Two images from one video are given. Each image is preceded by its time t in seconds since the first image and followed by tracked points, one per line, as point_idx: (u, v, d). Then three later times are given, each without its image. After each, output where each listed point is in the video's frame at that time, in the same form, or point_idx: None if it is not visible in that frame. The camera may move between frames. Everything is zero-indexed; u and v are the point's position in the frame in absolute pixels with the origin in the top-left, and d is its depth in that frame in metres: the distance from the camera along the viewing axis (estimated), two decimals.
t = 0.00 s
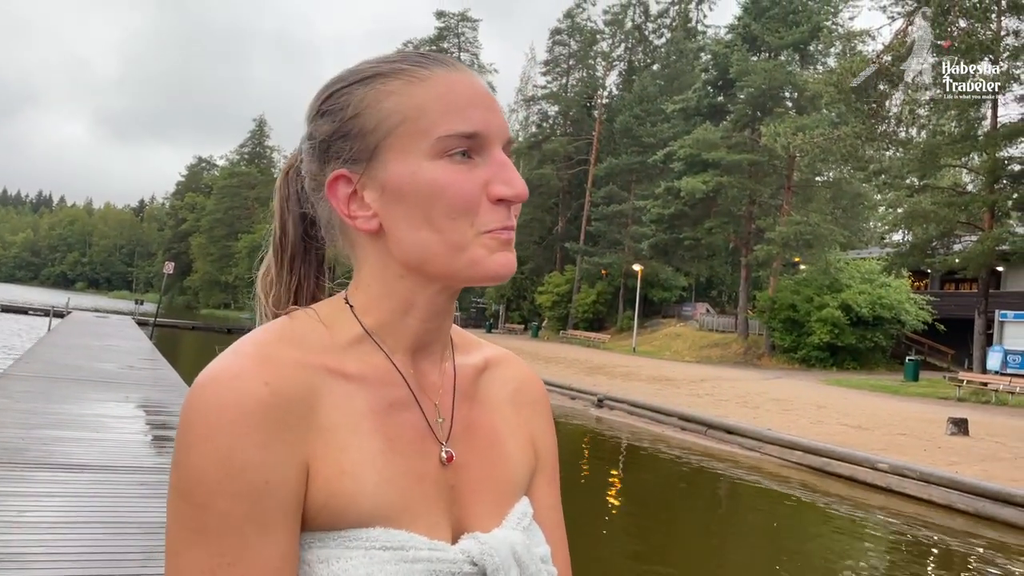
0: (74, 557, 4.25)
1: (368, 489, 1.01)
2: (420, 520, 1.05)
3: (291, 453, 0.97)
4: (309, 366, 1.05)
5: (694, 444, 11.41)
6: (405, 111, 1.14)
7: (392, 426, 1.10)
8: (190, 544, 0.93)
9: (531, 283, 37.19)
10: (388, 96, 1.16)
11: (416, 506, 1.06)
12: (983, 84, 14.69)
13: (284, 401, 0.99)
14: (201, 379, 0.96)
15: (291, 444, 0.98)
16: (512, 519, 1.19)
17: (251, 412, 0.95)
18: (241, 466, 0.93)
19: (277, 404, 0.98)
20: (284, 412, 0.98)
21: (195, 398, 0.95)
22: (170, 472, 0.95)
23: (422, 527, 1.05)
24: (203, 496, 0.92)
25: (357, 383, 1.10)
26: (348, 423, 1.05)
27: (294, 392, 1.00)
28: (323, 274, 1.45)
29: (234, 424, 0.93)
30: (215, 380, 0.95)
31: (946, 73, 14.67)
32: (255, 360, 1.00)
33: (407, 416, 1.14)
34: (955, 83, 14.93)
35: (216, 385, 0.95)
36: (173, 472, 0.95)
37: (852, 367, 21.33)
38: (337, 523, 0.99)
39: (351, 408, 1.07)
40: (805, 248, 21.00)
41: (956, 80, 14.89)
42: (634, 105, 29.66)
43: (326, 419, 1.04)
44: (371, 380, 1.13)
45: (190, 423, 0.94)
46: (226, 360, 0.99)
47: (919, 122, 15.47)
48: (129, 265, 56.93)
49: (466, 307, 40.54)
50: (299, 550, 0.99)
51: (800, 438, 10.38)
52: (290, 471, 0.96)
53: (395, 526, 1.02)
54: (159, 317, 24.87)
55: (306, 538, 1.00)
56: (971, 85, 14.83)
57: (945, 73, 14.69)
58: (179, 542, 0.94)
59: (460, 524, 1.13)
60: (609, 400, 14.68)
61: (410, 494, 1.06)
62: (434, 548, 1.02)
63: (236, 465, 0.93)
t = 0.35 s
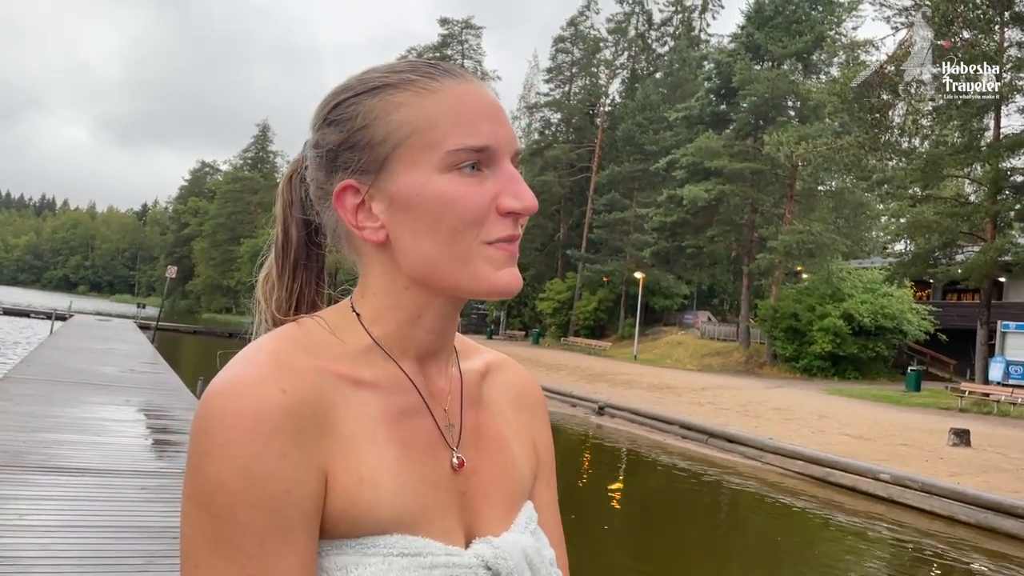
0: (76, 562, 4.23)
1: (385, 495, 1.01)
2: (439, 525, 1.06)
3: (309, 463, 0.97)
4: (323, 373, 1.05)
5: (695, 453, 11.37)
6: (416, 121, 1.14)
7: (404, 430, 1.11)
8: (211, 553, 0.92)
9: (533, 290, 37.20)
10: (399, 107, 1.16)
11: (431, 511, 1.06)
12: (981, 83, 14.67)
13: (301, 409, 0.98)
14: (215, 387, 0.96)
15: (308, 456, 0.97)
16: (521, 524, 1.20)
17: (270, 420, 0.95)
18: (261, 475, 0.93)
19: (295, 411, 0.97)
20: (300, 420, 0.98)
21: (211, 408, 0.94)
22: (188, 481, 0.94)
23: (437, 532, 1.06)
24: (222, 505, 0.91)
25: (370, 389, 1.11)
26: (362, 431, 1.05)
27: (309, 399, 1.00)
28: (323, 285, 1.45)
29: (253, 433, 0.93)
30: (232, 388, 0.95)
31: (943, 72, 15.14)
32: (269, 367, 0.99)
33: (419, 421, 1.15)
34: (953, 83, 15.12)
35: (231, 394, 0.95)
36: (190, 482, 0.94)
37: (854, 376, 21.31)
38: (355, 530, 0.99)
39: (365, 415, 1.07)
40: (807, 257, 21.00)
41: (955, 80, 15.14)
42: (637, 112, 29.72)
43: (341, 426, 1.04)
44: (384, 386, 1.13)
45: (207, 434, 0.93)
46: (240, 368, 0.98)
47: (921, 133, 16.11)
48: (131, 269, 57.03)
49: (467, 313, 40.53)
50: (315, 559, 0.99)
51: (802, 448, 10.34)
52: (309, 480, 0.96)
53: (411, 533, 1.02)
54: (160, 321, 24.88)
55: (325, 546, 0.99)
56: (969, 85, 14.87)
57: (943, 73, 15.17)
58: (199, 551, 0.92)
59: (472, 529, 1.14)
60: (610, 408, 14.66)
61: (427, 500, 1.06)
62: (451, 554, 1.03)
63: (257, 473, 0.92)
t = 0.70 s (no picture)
0: (80, 563, 4.24)
1: (391, 500, 1.01)
2: (442, 530, 1.06)
3: (315, 469, 0.97)
4: (328, 377, 1.05)
5: (699, 459, 11.34)
6: (423, 125, 1.15)
7: (409, 434, 1.11)
8: (219, 559, 0.92)
9: (537, 294, 37.22)
10: (407, 111, 1.16)
11: (435, 515, 1.06)
12: (982, 84, 14.78)
13: (307, 415, 0.98)
14: (224, 390, 0.95)
15: (315, 461, 0.97)
16: (523, 528, 1.20)
17: (276, 424, 0.94)
18: (269, 480, 0.92)
19: (302, 417, 0.97)
20: (307, 424, 0.98)
21: (220, 412, 0.94)
22: (195, 485, 0.94)
23: (441, 538, 1.06)
24: (230, 512, 0.91)
25: (375, 393, 1.11)
26: (368, 436, 1.05)
27: (316, 405, 1.00)
28: (326, 287, 1.45)
29: (260, 439, 0.93)
30: (239, 392, 0.95)
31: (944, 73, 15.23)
32: (276, 371, 0.99)
33: (424, 426, 1.15)
34: (954, 84, 15.21)
35: (239, 398, 0.94)
36: (199, 487, 0.94)
37: (859, 383, 21.26)
38: (360, 535, 0.99)
39: (370, 420, 1.08)
40: (812, 263, 20.97)
41: (955, 81, 15.22)
42: (643, 117, 29.75)
43: (346, 431, 1.03)
44: (389, 390, 1.14)
45: (215, 440, 0.93)
46: (246, 373, 0.98)
47: (929, 138, 16.16)
48: (139, 271, 57.29)
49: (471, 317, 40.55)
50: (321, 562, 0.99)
51: (807, 455, 10.30)
52: (316, 486, 0.96)
53: (416, 539, 1.02)
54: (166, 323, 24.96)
55: (330, 552, 0.99)
56: (970, 85, 14.94)
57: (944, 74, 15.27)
58: (207, 554, 0.92)
59: (476, 534, 1.14)
60: (614, 413, 14.64)
61: (431, 505, 1.06)
62: (454, 559, 1.03)
63: (264, 478, 0.92)
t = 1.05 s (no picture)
0: (81, 564, 4.23)
1: (386, 507, 1.00)
2: (438, 537, 1.04)
3: (309, 475, 0.95)
4: (325, 381, 1.04)
5: (704, 462, 11.29)
6: (425, 124, 1.13)
7: (406, 439, 1.10)
8: (210, 566, 0.90)
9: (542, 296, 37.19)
10: (409, 110, 1.14)
11: (431, 522, 1.04)
12: (981, 83, 14.87)
13: (303, 419, 0.96)
14: (218, 393, 0.94)
15: (310, 465, 0.95)
16: (520, 534, 1.19)
17: (270, 430, 0.93)
18: (262, 486, 0.91)
19: (296, 421, 0.95)
20: (303, 429, 0.96)
21: (214, 416, 0.92)
22: (188, 491, 0.92)
23: (438, 544, 1.04)
24: (224, 518, 0.89)
25: (371, 397, 1.09)
26: (365, 441, 1.04)
27: (313, 409, 0.98)
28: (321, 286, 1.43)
29: (253, 444, 0.91)
30: (234, 397, 0.93)
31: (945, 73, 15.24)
32: (272, 375, 0.98)
33: (420, 429, 1.14)
34: (955, 83, 15.29)
35: (234, 402, 0.92)
36: (192, 492, 0.92)
37: (864, 386, 21.20)
38: (354, 541, 0.98)
39: (367, 424, 1.06)
40: (818, 266, 20.89)
41: (955, 80, 15.31)
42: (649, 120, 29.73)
43: (340, 436, 1.02)
44: (386, 393, 1.12)
45: (208, 446, 0.91)
46: (241, 376, 0.96)
47: (936, 141, 16.03)
48: (144, 272, 57.42)
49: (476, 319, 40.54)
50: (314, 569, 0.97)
51: (812, 458, 10.25)
52: (311, 493, 0.94)
53: (410, 546, 1.01)
54: (170, 324, 24.97)
55: (324, 557, 0.97)
56: (970, 85, 15.04)
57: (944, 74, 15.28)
58: (198, 561, 0.90)
59: (471, 539, 1.12)
60: (618, 416, 14.60)
61: (427, 511, 1.04)
62: (450, 565, 1.01)
63: (258, 482, 0.90)
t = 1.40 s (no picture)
0: (84, 561, 4.25)
1: (382, 503, 1.01)
2: (434, 532, 1.06)
3: (305, 472, 0.96)
4: (320, 376, 1.05)
5: (705, 463, 11.30)
6: (423, 122, 1.14)
7: (401, 434, 1.11)
8: (205, 563, 0.91)
9: (544, 297, 37.21)
10: (405, 108, 1.16)
11: (427, 519, 1.06)
12: (982, 84, 14.85)
13: (297, 417, 0.98)
14: (214, 390, 0.95)
15: (305, 461, 0.97)
16: (516, 530, 1.20)
17: (265, 427, 0.94)
18: (257, 481, 0.92)
19: (290, 418, 0.97)
20: (298, 426, 0.98)
21: (209, 413, 0.94)
22: (184, 486, 0.94)
23: (433, 540, 1.05)
24: (220, 513, 0.91)
25: (365, 394, 1.10)
26: (360, 438, 1.05)
27: (308, 406, 1.00)
28: (318, 284, 1.45)
29: (250, 440, 0.93)
30: (228, 394, 0.94)
31: (945, 73, 15.20)
32: (267, 371, 0.99)
33: (416, 426, 1.15)
34: (955, 84, 15.26)
35: (229, 398, 0.94)
36: (189, 489, 0.93)
37: (866, 388, 21.21)
38: (351, 539, 0.99)
39: (360, 421, 1.07)
40: (821, 267, 20.88)
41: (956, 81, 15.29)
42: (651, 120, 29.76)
43: (335, 433, 1.03)
44: (381, 392, 1.13)
45: (204, 442, 0.93)
46: (234, 373, 0.97)
47: (938, 142, 16.03)
48: (147, 271, 57.51)
49: (478, 319, 40.55)
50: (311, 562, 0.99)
51: (813, 459, 10.25)
52: (306, 488, 0.96)
53: (405, 542, 1.02)
54: (173, 323, 25.00)
55: (320, 553, 0.99)
56: (971, 86, 15.03)
57: (945, 74, 15.24)
58: (193, 559, 0.92)
59: (467, 536, 1.14)
60: (620, 416, 14.60)
61: (424, 509, 1.06)
62: (445, 562, 1.03)
63: (253, 478, 0.92)
